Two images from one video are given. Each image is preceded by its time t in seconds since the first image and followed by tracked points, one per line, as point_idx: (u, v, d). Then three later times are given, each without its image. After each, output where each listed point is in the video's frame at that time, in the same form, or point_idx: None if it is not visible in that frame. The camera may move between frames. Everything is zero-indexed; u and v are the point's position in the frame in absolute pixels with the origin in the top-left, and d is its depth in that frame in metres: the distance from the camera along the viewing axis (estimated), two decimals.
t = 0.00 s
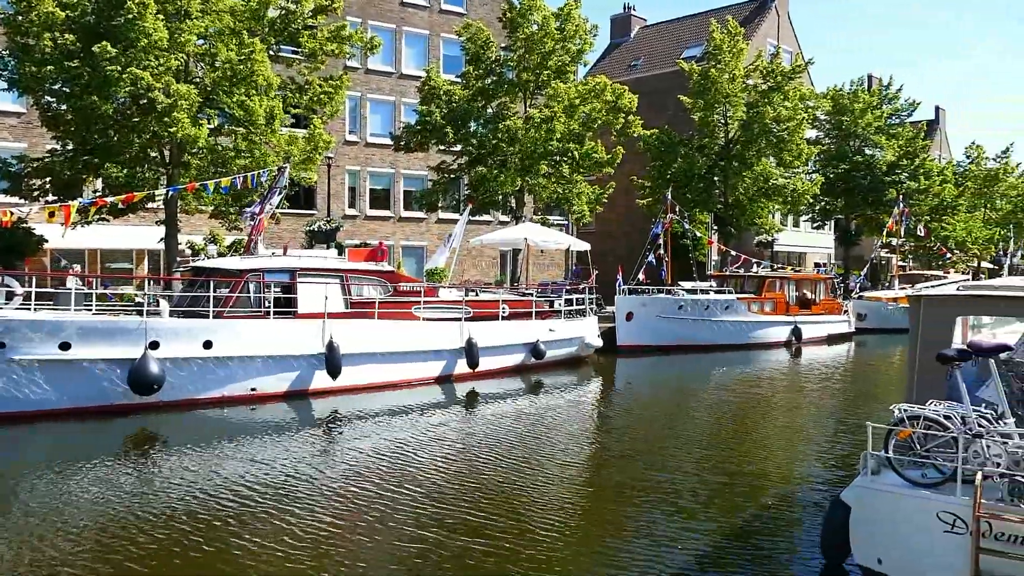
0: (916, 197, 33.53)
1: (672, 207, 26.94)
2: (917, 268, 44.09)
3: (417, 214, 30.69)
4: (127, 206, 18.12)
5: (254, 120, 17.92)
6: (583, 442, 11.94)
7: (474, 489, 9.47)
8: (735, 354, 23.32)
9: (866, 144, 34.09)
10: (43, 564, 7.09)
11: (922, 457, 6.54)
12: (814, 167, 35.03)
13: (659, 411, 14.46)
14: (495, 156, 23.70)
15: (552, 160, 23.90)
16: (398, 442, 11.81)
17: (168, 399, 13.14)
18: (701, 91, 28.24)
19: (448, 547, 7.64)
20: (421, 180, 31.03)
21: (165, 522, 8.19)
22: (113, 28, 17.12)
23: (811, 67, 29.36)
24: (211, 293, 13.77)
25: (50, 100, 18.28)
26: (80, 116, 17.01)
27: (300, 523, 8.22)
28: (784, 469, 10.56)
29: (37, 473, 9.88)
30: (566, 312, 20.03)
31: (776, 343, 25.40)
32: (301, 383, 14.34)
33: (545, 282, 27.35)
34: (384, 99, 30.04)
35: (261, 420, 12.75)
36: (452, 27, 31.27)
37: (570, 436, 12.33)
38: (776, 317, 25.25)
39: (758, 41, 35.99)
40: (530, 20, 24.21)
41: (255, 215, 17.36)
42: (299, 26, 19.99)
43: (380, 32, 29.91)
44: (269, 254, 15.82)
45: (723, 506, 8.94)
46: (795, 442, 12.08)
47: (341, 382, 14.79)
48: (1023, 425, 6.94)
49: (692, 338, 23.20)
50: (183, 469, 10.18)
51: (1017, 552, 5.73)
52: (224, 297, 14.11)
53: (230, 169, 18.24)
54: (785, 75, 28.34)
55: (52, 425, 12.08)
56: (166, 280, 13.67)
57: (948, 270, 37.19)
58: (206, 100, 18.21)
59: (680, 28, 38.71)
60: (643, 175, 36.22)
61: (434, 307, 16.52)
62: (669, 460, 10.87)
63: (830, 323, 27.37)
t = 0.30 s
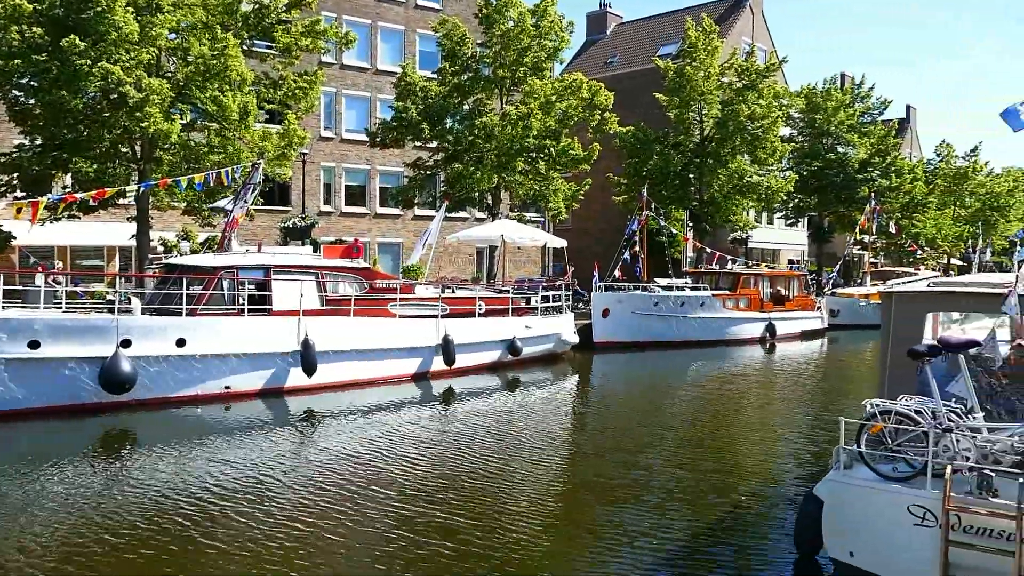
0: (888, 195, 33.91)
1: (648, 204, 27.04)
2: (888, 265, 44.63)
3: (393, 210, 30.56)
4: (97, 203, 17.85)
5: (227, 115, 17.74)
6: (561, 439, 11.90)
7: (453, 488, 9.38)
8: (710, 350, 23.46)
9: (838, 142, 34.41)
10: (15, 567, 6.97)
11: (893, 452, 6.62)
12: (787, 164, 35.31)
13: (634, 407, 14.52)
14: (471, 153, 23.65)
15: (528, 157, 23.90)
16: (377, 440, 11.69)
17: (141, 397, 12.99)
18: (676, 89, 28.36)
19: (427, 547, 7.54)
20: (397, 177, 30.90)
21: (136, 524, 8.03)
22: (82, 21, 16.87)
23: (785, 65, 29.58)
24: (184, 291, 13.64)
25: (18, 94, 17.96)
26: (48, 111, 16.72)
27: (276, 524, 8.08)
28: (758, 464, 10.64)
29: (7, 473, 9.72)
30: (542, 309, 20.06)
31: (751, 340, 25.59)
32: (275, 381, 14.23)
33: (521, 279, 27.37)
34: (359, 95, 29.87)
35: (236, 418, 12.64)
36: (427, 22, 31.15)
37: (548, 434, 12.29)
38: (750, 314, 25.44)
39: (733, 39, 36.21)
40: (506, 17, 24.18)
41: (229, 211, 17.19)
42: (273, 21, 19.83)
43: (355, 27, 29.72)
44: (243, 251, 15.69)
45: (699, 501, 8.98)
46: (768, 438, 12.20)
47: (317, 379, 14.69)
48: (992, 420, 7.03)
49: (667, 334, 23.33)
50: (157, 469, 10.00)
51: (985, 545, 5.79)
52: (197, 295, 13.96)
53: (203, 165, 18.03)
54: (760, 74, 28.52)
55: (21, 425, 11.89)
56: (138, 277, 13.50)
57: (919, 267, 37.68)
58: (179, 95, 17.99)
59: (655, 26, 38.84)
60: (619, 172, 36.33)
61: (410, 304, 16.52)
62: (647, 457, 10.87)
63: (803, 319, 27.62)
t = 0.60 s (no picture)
0: (864, 193, 34.25)
1: (627, 201, 27.13)
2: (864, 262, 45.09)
3: (372, 206, 30.45)
4: (70, 197, 17.61)
5: (204, 110, 17.56)
6: (540, 436, 11.92)
7: (433, 488, 9.29)
8: (689, 346, 23.59)
9: (816, 140, 34.65)
10: None
11: (868, 447, 6.70)
12: (765, 162, 35.54)
13: (612, 403, 14.58)
14: (451, 149, 23.60)
15: (508, 153, 23.88)
16: (357, 438, 11.60)
17: (115, 395, 12.85)
18: (655, 86, 28.47)
19: (405, 548, 7.46)
20: (376, 172, 30.78)
21: (109, 525, 7.90)
22: (55, 13, 16.63)
23: (763, 63, 29.75)
24: (160, 287, 13.50)
25: None
26: (20, 103, 16.48)
27: (253, 524, 7.97)
28: (735, 460, 10.72)
29: None
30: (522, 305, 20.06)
31: (729, 336, 25.76)
32: (253, 378, 14.13)
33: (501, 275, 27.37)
34: (338, 90, 29.71)
35: (212, 416, 12.54)
36: (407, 18, 31.04)
37: (529, 431, 12.25)
38: (728, 310, 25.61)
39: (712, 37, 36.39)
40: (486, 13, 24.14)
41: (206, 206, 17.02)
42: (250, 15, 19.69)
43: (334, 22, 29.55)
44: (220, 247, 15.55)
45: (677, 497, 9.02)
46: (746, 434, 12.29)
47: (295, 376, 14.61)
48: (964, 416, 7.13)
49: (645, 331, 23.42)
50: (132, 469, 9.85)
51: (958, 539, 5.90)
52: (173, 291, 13.82)
53: (179, 159, 17.82)
54: (738, 72, 28.67)
55: None
56: (113, 274, 13.36)
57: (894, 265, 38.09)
58: (154, 89, 17.78)
59: (635, 23, 38.92)
60: (598, 168, 36.42)
61: (389, 300, 16.48)
62: (627, 455, 10.85)
63: (780, 316, 27.84)
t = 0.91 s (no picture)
0: (845, 191, 34.50)
1: (609, 197, 27.17)
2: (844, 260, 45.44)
3: (354, 202, 30.34)
4: (47, 191, 17.40)
5: (183, 104, 17.39)
6: (521, 433, 11.91)
7: (416, 484, 9.25)
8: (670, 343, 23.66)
9: (797, 138, 34.85)
10: None
11: (846, 443, 6.75)
12: (747, 160, 35.72)
13: (594, 399, 14.61)
14: (434, 145, 23.52)
15: (491, 149, 23.83)
16: (337, 436, 11.44)
17: (93, 391, 12.72)
18: (638, 83, 28.52)
19: (380, 547, 7.35)
20: (358, 168, 30.68)
21: (78, 525, 7.74)
22: (32, 4, 16.43)
23: (746, 61, 29.86)
24: (139, 283, 13.39)
25: None
26: None
27: (230, 523, 7.84)
28: (716, 456, 10.77)
29: None
30: (504, 302, 20.06)
31: (710, 333, 25.87)
32: (233, 374, 14.03)
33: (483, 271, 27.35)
34: (320, 84, 29.54)
35: (192, 412, 12.42)
36: (390, 12, 30.91)
37: (512, 429, 12.14)
38: (709, 307, 25.73)
39: (695, 34, 36.50)
40: (469, 8, 24.07)
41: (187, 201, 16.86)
42: (230, 7, 19.53)
43: (316, 16, 29.37)
44: (201, 242, 15.42)
45: (658, 493, 9.04)
46: (727, 430, 12.35)
47: (276, 372, 14.53)
48: (941, 413, 7.20)
49: (627, 327, 23.49)
50: (107, 467, 9.70)
51: (933, 534, 5.96)
52: (152, 287, 13.76)
53: (159, 154, 17.62)
54: (721, 70, 28.76)
55: None
56: (91, 269, 13.22)
57: (873, 263, 38.41)
58: (133, 82, 17.61)
59: (619, 20, 38.95)
60: (581, 165, 36.46)
61: (371, 296, 16.46)
62: (609, 453, 10.78)
63: (761, 313, 28.00)
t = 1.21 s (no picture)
0: (833, 185, 34.62)
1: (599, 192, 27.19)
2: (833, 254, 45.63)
3: (344, 197, 30.26)
4: (32, 187, 17.28)
5: (170, 98, 17.25)
6: (511, 428, 11.91)
7: (406, 480, 9.23)
8: (660, 337, 23.71)
9: (786, 133, 34.94)
10: None
11: (835, 436, 6.80)
12: (736, 154, 35.77)
13: (584, 394, 14.63)
14: (423, 140, 23.45)
15: (480, 144, 23.79)
16: (324, 433, 11.36)
17: (81, 389, 12.65)
18: (628, 78, 28.50)
19: (365, 546, 7.27)
20: (347, 163, 30.59)
21: (62, 525, 7.66)
22: None
23: (735, 55, 29.88)
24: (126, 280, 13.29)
25: None
26: None
27: (222, 521, 7.82)
28: (706, 449, 10.81)
29: None
30: (494, 297, 20.05)
31: (700, 327, 25.94)
32: (222, 370, 13.98)
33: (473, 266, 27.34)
34: (309, 79, 29.40)
35: (182, 409, 12.38)
36: (378, 6, 30.78)
37: (501, 425, 12.08)
38: (699, 301, 25.80)
39: (684, 29, 36.50)
40: (458, 2, 24.00)
41: (175, 197, 16.78)
42: (218, 2, 19.40)
43: (304, 10, 29.22)
44: (189, 238, 15.31)
45: (648, 487, 9.07)
46: (717, 424, 12.40)
47: (266, 368, 14.49)
48: (928, 405, 7.26)
49: (618, 322, 23.53)
50: (95, 465, 9.63)
51: (920, 525, 6.01)
52: (140, 283, 13.67)
53: (146, 149, 17.49)
54: (711, 64, 28.77)
55: None
56: (78, 266, 13.12)
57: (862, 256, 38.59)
58: (119, 76, 17.46)
59: (608, 14, 38.91)
60: (571, 159, 36.46)
61: (361, 292, 16.45)
62: (598, 449, 10.75)
63: (750, 307, 28.09)
